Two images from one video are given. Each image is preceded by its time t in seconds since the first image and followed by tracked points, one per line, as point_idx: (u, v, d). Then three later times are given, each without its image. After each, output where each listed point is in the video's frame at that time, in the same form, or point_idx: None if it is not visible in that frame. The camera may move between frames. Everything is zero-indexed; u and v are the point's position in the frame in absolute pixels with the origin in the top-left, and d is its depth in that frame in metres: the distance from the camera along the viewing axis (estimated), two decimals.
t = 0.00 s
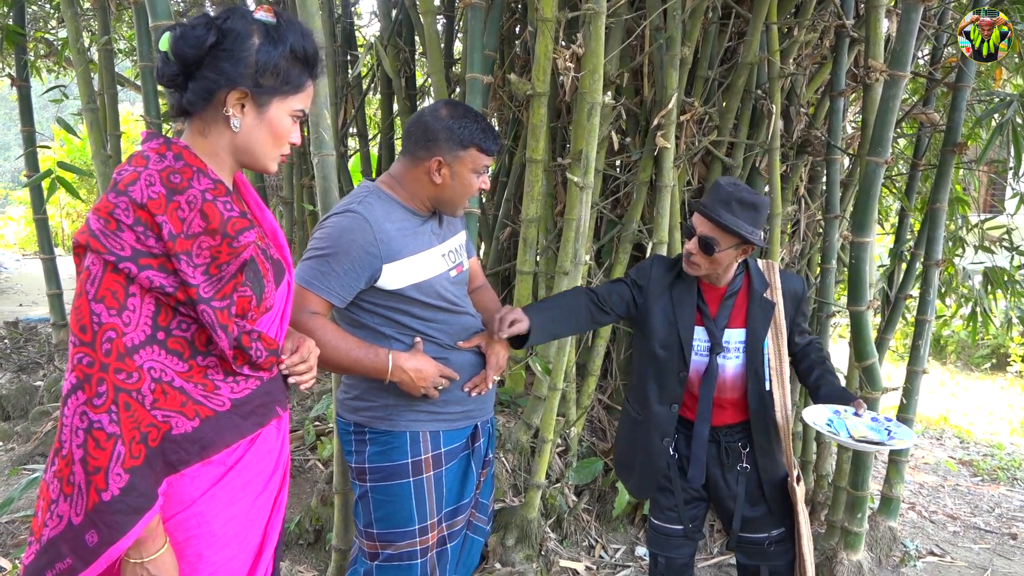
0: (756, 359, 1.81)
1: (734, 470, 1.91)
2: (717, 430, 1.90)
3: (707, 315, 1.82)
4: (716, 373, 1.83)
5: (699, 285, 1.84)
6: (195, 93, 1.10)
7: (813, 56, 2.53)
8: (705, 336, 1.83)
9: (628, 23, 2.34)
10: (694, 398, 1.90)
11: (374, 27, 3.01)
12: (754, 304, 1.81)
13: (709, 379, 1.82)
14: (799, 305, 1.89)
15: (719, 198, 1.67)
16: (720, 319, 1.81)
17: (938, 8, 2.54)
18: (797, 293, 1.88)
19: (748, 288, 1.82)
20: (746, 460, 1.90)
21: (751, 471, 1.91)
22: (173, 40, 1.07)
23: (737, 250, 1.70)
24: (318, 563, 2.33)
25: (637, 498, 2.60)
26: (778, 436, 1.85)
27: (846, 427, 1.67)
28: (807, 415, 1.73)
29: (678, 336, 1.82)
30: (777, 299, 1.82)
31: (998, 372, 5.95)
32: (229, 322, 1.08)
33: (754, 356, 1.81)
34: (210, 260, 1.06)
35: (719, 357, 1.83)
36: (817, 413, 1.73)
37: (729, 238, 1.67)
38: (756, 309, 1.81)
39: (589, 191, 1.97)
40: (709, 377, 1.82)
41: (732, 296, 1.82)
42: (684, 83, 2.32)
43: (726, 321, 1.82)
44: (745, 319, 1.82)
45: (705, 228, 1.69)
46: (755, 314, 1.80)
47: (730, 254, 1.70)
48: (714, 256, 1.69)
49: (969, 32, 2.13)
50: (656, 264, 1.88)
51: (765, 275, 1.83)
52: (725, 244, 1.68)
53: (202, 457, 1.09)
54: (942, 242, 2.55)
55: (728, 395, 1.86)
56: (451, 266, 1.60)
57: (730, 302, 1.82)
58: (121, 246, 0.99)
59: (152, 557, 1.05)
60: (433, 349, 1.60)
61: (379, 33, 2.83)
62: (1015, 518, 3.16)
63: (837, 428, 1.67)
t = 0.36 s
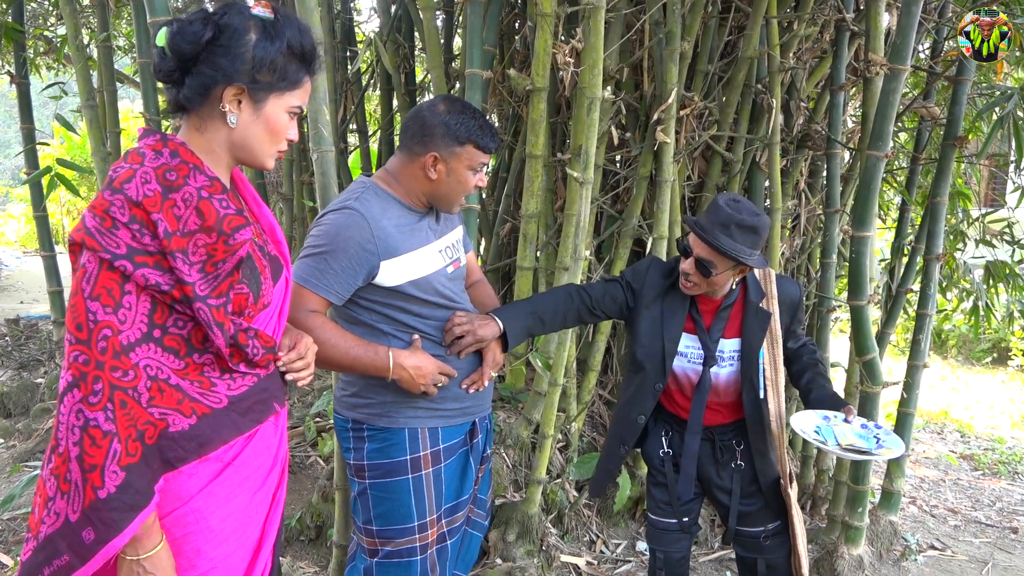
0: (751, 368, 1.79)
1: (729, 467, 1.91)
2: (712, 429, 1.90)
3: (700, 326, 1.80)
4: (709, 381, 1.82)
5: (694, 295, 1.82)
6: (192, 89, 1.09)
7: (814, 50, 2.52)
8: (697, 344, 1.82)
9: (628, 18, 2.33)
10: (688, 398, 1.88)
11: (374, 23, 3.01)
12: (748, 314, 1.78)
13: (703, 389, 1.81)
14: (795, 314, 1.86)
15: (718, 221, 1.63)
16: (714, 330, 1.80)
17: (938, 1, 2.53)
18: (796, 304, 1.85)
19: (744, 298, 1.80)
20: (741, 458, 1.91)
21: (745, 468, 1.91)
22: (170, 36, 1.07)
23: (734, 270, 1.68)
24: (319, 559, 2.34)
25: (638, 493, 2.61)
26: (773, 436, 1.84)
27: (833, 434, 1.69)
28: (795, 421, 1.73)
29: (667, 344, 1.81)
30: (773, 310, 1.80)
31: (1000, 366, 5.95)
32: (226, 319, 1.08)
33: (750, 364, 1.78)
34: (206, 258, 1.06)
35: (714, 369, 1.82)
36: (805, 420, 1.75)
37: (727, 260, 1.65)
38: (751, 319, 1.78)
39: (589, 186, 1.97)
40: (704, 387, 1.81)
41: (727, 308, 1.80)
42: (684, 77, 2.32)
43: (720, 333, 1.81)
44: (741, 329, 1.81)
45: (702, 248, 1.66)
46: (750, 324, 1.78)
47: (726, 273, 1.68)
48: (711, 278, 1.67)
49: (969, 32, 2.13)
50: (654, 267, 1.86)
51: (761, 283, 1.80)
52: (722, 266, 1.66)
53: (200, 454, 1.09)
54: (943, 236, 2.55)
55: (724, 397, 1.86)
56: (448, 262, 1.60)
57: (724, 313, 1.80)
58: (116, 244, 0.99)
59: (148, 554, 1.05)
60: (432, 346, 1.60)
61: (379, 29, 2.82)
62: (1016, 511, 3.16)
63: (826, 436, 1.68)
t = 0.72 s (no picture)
0: (742, 364, 1.79)
1: (716, 466, 1.92)
2: (702, 426, 1.91)
3: (690, 315, 1.81)
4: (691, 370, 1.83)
5: (692, 281, 1.82)
6: (189, 87, 1.09)
7: (810, 48, 2.53)
8: (683, 329, 1.83)
9: (625, 16, 2.33)
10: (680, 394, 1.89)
11: (371, 22, 3.01)
12: (742, 312, 1.78)
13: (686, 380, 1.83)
14: (793, 315, 1.84)
15: (732, 196, 1.64)
16: (705, 320, 1.80)
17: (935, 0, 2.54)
18: (794, 305, 1.84)
19: (739, 294, 1.80)
20: (728, 457, 1.91)
21: (733, 467, 1.91)
22: (167, 34, 1.07)
23: (733, 254, 1.66)
24: (316, 557, 2.34)
25: (635, 491, 2.62)
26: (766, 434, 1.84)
27: (818, 426, 1.70)
28: (782, 415, 1.76)
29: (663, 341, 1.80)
30: (768, 309, 1.79)
31: (996, 364, 5.96)
32: (221, 319, 1.08)
33: (740, 360, 1.79)
34: (201, 257, 1.06)
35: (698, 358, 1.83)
36: (792, 413, 1.77)
37: (729, 237, 1.64)
38: (744, 316, 1.78)
39: (586, 185, 1.97)
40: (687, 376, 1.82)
41: (721, 300, 1.80)
42: (681, 76, 2.32)
43: (711, 323, 1.81)
44: (733, 325, 1.81)
45: (710, 221, 1.66)
46: (743, 321, 1.78)
47: (725, 254, 1.66)
48: (708, 252, 1.66)
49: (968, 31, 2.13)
50: (658, 247, 1.85)
51: (758, 282, 1.80)
52: (722, 243, 1.65)
53: (195, 453, 1.09)
54: (939, 235, 2.56)
55: (718, 394, 1.86)
56: (442, 261, 1.60)
57: (717, 305, 1.81)
58: (112, 243, 0.99)
59: (143, 553, 1.05)
60: (427, 345, 1.60)
61: (376, 28, 2.82)
62: (1012, 509, 3.17)
63: (811, 427, 1.70)
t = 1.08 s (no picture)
0: (741, 361, 1.79)
1: (716, 465, 1.92)
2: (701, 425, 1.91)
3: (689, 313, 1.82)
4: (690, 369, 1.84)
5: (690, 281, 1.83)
6: (190, 87, 1.10)
7: (811, 47, 2.53)
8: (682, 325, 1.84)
9: (625, 15, 2.33)
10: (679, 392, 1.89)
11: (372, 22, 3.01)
12: (741, 309, 1.79)
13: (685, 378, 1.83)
14: (792, 319, 1.83)
15: (716, 203, 1.63)
16: (703, 319, 1.81)
17: None
18: (795, 307, 1.82)
19: (739, 292, 1.80)
20: (728, 455, 1.90)
21: (734, 466, 1.90)
22: (168, 34, 1.08)
23: (724, 259, 1.66)
24: (318, 557, 2.35)
25: (636, 490, 2.62)
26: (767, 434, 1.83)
27: (811, 428, 1.69)
28: (775, 415, 1.75)
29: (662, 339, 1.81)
30: (769, 310, 1.79)
31: (999, 363, 5.95)
32: (220, 319, 1.08)
33: (740, 357, 1.79)
34: (202, 257, 1.06)
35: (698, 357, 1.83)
36: (786, 414, 1.76)
37: (717, 245, 1.64)
38: (743, 313, 1.78)
39: (586, 184, 1.97)
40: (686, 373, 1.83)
41: (720, 297, 1.81)
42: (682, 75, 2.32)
43: (709, 321, 1.82)
44: (733, 323, 1.81)
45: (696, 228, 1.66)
46: (743, 319, 1.78)
47: (715, 260, 1.66)
48: (698, 258, 1.67)
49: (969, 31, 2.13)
50: (659, 246, 1.86)
51: (758, 280, 1.80)
52: (711, 250, 1.65)
53: (194, 453, 1.09)
54: (941, 234, 2.55)
55: (716, 392, 1.86)
56: (442, 260, 1.60)
57: (716, 302, 1.81)
58: (113, 242, 0.99)
59: (142, 553, 1.05)
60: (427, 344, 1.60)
61: (377, 27, 2.82)
62: (1015, 508, 3.17)
63: (802, 429, 1.69)
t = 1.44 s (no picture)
0: (742, 361, 1.79)
1: (717, 467, 1.91)
2: (702, 427, 1.91)
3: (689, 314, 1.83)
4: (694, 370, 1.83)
5: (689, 282, 1.84)
6: (189, 92, 1.10)
7: (810, 49, 2.53)
8: (683, 328, 1.85)
9: (625, 18, 2.33)
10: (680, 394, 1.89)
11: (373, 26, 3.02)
12: (740, 309, 1.79)
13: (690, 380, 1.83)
14: (795, 313, 1.82)
15: (712, 198, 1.64)
16: (703, 319, 1.81)
17: None
18: (796, 301, 1.81)
19: (738, 292, 1.80)
20: (730, 457, 1.90)
21: (734, 468, 1.90)
22: (167, 40, 1.08)
23: (724, 251, 1.66)
24: (319, 560, 2.35)
25: (637, 492, 2.62)
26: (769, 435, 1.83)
27: (808, 421, 1.68)
28: (772, 408, 1.75)
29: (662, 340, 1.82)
30: (768, 307, 1.78)
31: (1002, 364, 5.93)
32: (220, 321, 1.09)
33: (740, 358, 1.79)
34: (201, 260, 1.07)
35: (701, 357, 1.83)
36: (784, 406, 1.75)
37: (716, 237, 1.64)
38: (743, 314, 1.78)
39: (586, 187, 1.97)
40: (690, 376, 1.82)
41: (719, 298, 1.81)
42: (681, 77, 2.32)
43: (709, 322, 1.82)
44: (733, 323, 1.81)
45: (694, 223, 1.67)
46: (742, 319, 1.78)
47: (715, 253, 1.66)
48: (698, 252, 1.67)
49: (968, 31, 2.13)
50: (656, 248, 1.88)
51: (757, 280, 1.79)
52: (710, 242, 1.65)
53: (195, 456, 1.09)
54: (942, 235, 2.55)
55: (717, 394, 1.86)
56: (441, 263, 1.61)
57: (716, 303, 1.81)
58: (112, 246, 1.00)
59: (143, 555, 1.05)
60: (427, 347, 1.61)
61: (377, 31, 2.83)
62: (1018, 509, 3.16)
63: (799, 421, 1.68)
